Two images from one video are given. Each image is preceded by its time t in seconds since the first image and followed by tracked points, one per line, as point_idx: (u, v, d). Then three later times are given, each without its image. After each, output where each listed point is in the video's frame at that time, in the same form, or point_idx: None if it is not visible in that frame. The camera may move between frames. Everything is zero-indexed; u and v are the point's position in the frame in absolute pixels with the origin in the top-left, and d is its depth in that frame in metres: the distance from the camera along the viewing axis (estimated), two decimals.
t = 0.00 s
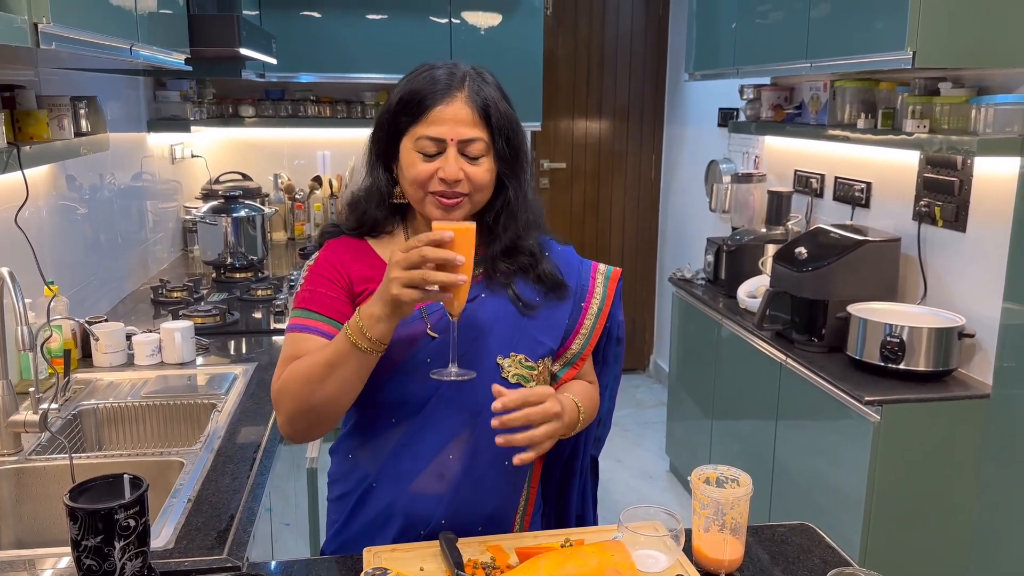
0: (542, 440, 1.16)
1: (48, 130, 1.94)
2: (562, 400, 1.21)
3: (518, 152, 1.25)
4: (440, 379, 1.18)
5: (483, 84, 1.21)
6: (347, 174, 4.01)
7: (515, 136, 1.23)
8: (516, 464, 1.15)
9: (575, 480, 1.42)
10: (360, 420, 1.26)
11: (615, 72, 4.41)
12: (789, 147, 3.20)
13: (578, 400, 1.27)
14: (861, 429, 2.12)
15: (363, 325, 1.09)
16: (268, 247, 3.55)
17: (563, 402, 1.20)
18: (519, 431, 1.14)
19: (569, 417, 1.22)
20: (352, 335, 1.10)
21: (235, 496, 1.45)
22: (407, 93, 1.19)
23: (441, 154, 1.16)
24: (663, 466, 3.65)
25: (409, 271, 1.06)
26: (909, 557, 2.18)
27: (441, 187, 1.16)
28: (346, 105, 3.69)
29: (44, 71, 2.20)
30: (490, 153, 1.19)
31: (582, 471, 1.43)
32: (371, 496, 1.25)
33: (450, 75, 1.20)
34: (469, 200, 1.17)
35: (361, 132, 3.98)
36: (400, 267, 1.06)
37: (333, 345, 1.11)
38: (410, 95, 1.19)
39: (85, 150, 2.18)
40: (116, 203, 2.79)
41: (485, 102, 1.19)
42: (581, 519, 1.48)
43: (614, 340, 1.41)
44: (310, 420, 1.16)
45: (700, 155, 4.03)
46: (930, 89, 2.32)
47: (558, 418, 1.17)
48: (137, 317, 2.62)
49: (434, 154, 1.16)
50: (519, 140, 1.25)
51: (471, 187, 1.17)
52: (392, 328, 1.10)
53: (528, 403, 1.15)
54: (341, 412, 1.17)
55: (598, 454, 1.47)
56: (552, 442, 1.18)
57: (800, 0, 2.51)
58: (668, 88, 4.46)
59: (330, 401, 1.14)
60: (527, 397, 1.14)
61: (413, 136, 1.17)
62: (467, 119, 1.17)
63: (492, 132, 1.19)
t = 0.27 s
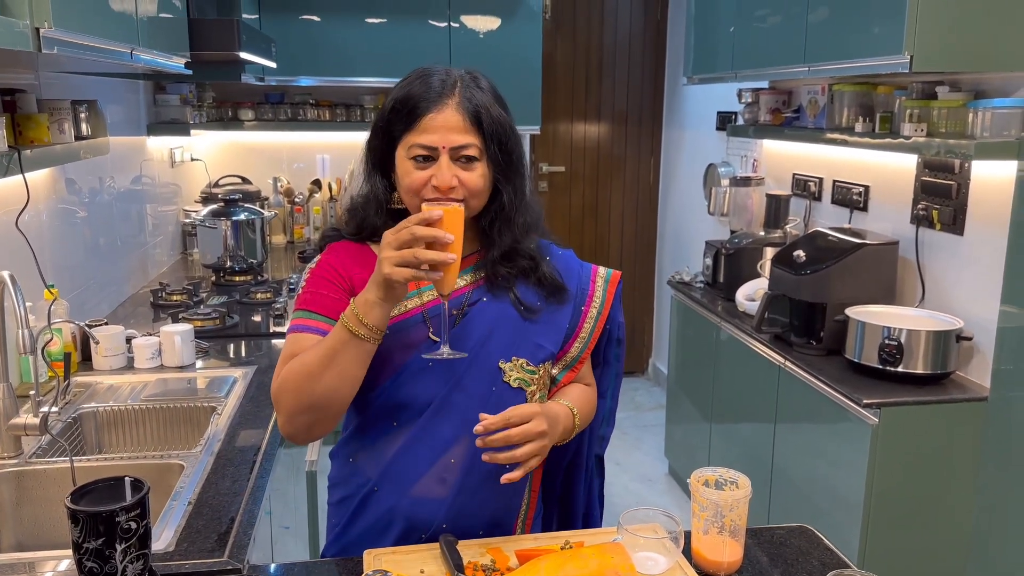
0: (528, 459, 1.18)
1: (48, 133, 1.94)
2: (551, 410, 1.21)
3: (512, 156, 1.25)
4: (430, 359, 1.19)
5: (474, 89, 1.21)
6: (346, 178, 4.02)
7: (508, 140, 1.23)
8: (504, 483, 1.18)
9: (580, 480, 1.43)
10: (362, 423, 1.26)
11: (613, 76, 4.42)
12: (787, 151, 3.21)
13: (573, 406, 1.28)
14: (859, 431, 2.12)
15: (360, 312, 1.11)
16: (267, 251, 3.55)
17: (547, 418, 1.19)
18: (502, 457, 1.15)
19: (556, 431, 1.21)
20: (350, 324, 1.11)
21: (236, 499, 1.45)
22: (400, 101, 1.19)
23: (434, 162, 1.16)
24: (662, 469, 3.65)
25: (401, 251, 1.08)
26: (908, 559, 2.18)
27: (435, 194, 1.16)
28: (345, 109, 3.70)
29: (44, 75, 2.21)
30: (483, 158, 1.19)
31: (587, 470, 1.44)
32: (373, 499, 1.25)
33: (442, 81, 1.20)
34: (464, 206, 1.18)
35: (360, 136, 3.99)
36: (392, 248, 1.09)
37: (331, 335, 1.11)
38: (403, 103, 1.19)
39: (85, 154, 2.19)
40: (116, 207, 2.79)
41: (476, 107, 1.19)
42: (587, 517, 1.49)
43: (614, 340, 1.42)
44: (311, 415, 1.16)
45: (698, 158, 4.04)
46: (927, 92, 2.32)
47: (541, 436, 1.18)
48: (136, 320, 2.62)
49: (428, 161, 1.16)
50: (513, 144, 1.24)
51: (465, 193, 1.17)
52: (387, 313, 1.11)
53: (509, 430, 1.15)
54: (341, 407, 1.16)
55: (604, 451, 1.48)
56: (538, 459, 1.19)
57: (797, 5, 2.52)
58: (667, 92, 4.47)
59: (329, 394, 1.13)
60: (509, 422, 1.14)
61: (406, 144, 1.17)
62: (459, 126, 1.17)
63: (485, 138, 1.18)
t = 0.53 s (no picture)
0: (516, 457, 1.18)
1: (49, 137, 1.95)
2: (542, 410, 1.21)
3: (509, 158, 1.25)
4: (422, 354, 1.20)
5: (470, 92, 1.21)
6: (346, 182, 4.02)
7: (505, 142, 1.23)
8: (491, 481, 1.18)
9: (582, 485, 1.43)
10: (363, 425, 1.26)
11: (612, 79, 4.43)
12: (786, 155, 3.22)
13: (568, 409, 1.28)
14: (858, 434, 2.13)
15: (355, 309, 1.12)
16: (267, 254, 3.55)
17: (537, 418, 1.19)
18: (489, 455, 1.15)
19: (546, 431, 1.21)
20: (345, 322, 1.12)
21: (236, 502, 1.46)
22: (397, 105, 1.20)
23: (430, 165, 1.17)
24: (661, 472, 3.65)
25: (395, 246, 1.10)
26: (906, 562, 2.18)
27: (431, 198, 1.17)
28: (345, 112, 3.70)
29: (45, 79, 2.22)
30: (479, 160, 1.19)
31: (589, 476, 1.44)
32: (373, 502, 1.26)
33: (439, 84, 1.21)
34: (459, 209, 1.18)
35: (359, 140, 4.00)
36: (386, 242, 1.10)
37: (327, 334, 1.12)
38: (400, 107, 1.20)
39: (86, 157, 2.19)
40: (116, 211, 2.80)
41: (472, 110, 1.19)
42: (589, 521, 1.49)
43: (615, 347, 1.42)
44: (308, 415, 1.16)
45: (697, 162, 4.05)
46: (925, 97, 2.33)
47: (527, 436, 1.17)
48: (136, 324, 2.62)
49: (424, 164, 1.17)
50: (509, 147, 1.24)
51: (461, 196, 1.18)
52: (382, 310, 1.12)
53: (497, 428, 1.15)
54: (338, 407, 1.16)
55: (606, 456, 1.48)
56: (527, 458, 1.19)
57: (795, 9, 2.54)
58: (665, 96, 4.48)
59: (325, 392, 1.13)
60: (497, 421, 1.14)
61: (403, 147, 1.18)
62: (454, 129, 1.17)
63: (481, 141, 1.19)
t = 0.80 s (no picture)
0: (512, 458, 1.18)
1: (50, 140, 1.95)
2: (539, 412, 1.21)
3: (508, 161, 1.25)
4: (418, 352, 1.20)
5: (469, 95, 1.22)
6: (345, 185, 4.03)
7: (503, 145, 1.23)
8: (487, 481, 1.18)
9: (581, 488, 1.44)
10: (363, 427, 1.27)
11: (612, 83, 4.44)
12: (785, 158, 3.23)
13: (566, 411, 1.29)
14: (857, 437, 2.13)
15: (352, 308, 1.12)
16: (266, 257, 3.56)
17: (534, 419, 1.19)
18: (485, 455, 1.15)
19: (543, 432, 1.21)
20: (343, 321, 1.13)
21: (237, 504, 1.46)
22: (396, 107, 1.20)
23: (428, 167, 1.17)
24: (660, 475, 3.66)
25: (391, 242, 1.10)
26: (905, 565, 2.19)
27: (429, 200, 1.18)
28: (345, 115, 3.71)
29: (46, 82, 2.22)
30: (477, 163, 1.20)
31: (589, 479, 1.45)
32: (373, 504, 1.26)
33: (438, 87, 1.21)
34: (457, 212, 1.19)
35: (359, 143, 4.00)
36: (382, 239, 1.10)
37: (325, 333, 1.13)
38: (399, 110, 1.20)
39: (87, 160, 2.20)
40: (115, 213, 2.80)
41: (470, 112, 1.19)
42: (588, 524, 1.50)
43: (614, 349, 1.42)
44: (306, 415, 1.16)
45: (696, 165, 4.06)
46: (923, 100, 2.35)
47: (523, 437, 1.17)
48: (136, 326, 2.63)
49: (422, 167, 1.17)
50: (508, 149, 1.24)
51: (458, 198, 1.18)
52: (378, 308, 1.13)
53: (494, 428, 1.15)
54: (336, 407, 1.16)
55: (606, 460, 1.49)
56: (523, 459, 1.19)
57: (794, 13, 2.54)
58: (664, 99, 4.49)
59: (322, 392, 1.13)
60: (494, 421, 1.14)
61: (401, 150, 1.18)
62: (452, 131, 1.17)
63: (479, 143, 1.19)
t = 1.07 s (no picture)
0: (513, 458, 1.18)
1: (51, 142, 1.96)
2: (540, 412, 1.22)
3: (507, 163, 1.25)
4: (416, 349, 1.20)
5: (469, 96, 1.22)
6: (345, 187, 4.03)
7: (502, 147, 1.23)
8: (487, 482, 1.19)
9: (580, 490, 1.44)
10: (363, 428, 1.27)
11: (611, 85, 4.44)
12: (785, 160, 3.23)
13: (565, 412, 1.29)
14: (857, 439, 2.13)
15: (351, 307, 1.13)
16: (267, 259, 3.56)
17: (535, 421, 1.19)
18: (486, 456, 1.16)
19: (544, 433, 1.21)
20: (343, 321, 1.13)
21: (237, 506, 1.46)
22: (396, 109, 1.21)
23: (427, 170, 1.18)
24: (660, 477, 3.66)
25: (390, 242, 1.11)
26: (905, 567, 2.19)
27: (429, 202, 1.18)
28: (345, 117, 3.72)
29: (46, 84, 2.23)
30: (476, 165, 1.20)
31: (587, 481, 1.45)
32: (373, 506, 1.26)
33: (438, 89, 1.21)
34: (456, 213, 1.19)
35: (360, 145, 4.01)
36: (381, 238, 1.11)
37: (324, 333, 1.13)
38: (399, 112, 1.21)
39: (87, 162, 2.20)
40: (116, 215, 2.80)
41: (470, 114, 1.20)
42: (587, 526, 1.50)
43: (614, 350, 1.43)
44: (306, 416, 1.16)
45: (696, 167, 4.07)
46: (923, 103, 2.35)
47: (525, 437, 1.17)
48: (136, 328, 2.63)
49: (421, 169, 1.18)
50: (507, 151, 1.25)
51: (457, 200, 1.19)
52: (378, 308, 1.13)
53: (494, 429, 1.15)
54: (336, 408, 1.16)
55: (604, 462, 1.49)
56: (524, 459, 1.19)
57: (794, 16, 2.55)
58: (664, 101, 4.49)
59: (322, 392, 1.13)
60: (495, 422, 1.15)
61: (401, 152, 1.19)
62: (451, 133, 1.17)
63: (478, 145, 1.19)
